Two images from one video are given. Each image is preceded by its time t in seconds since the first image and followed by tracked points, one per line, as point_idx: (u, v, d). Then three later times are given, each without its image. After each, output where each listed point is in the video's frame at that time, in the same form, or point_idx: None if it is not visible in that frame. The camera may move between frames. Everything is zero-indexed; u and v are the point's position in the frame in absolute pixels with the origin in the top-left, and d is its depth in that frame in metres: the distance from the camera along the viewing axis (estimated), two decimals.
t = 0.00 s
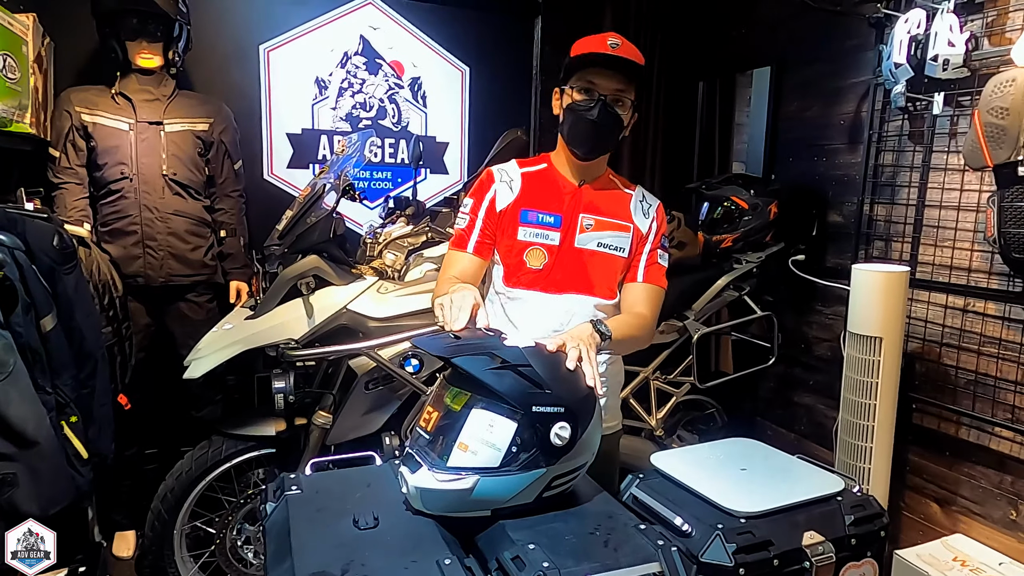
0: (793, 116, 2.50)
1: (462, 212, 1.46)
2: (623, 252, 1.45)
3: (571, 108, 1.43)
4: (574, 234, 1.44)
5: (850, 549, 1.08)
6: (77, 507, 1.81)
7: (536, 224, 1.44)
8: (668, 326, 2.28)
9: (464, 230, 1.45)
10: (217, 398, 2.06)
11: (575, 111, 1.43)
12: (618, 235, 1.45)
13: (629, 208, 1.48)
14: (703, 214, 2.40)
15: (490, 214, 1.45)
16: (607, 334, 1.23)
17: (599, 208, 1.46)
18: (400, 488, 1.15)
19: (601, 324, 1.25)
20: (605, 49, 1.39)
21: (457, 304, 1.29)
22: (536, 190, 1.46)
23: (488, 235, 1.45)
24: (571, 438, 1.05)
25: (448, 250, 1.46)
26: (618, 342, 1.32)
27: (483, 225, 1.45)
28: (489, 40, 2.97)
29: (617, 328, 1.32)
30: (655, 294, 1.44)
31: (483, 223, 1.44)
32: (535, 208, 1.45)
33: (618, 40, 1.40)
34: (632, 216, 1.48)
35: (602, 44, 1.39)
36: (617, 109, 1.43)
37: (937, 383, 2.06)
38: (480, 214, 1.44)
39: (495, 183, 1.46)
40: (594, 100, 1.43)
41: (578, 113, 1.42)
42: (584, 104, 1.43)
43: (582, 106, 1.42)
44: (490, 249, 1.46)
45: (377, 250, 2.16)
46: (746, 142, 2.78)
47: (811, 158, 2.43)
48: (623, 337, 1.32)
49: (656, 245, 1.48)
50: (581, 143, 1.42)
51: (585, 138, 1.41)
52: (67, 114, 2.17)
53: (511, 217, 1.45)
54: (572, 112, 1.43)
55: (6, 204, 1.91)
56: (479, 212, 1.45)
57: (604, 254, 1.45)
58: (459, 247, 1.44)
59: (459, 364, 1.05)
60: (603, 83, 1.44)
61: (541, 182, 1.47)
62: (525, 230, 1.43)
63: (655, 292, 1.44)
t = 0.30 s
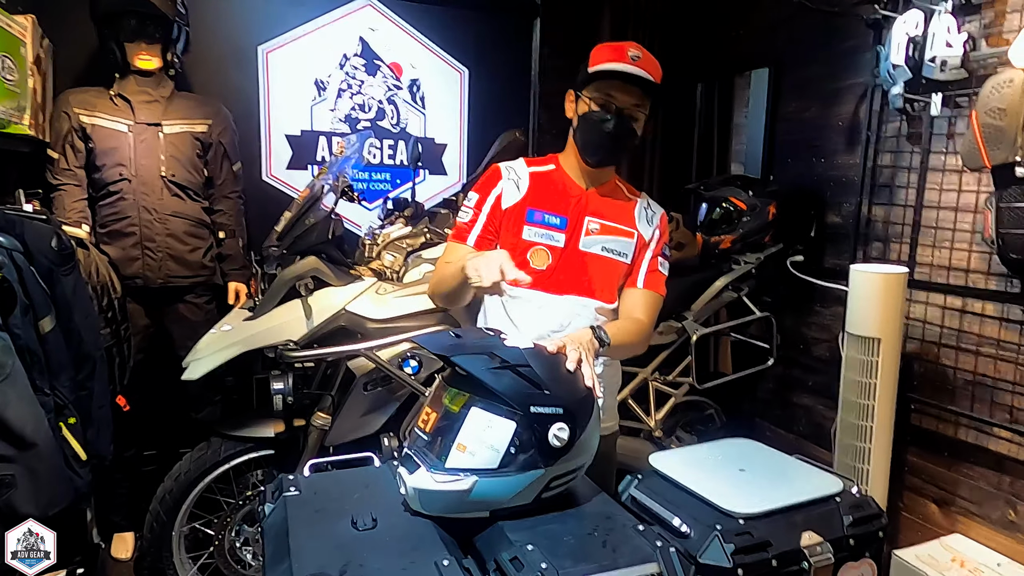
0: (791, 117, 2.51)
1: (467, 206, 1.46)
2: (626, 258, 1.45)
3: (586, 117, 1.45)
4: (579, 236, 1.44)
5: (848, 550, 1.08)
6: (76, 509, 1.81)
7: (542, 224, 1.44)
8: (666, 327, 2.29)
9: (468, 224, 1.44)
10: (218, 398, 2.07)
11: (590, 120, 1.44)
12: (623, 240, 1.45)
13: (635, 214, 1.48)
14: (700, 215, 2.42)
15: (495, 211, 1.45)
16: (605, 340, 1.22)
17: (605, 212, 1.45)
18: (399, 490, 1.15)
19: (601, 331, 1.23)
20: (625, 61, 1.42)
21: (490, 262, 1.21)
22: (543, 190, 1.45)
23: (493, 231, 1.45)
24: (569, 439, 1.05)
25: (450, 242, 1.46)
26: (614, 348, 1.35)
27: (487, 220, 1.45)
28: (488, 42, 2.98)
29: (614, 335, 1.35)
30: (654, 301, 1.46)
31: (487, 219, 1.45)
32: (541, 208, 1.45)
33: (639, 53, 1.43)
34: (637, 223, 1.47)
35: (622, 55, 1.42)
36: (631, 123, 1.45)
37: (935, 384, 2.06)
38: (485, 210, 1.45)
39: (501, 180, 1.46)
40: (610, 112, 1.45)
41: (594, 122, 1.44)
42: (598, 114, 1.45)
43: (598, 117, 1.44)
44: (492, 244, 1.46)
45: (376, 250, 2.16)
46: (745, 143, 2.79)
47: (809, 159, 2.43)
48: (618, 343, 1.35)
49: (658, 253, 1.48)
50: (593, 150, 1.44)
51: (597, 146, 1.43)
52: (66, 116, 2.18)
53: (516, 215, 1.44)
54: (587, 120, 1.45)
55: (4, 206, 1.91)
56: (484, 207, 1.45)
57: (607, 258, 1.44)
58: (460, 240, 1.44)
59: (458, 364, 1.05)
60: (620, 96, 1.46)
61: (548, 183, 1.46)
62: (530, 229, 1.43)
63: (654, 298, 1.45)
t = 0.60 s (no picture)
0: (790, 120, 2.51)
1: (469, 210, 1.46)
2: (624, 264, 1.47)
3: (589, 125, 1.44)
4: (578, 242, 1.45)
5: (845, 552, 1.09)
6: (75, 510, 1.81)
7: (542, 230, 1.44)
8: (666, 330, 2.28)
9: (470, 229, 1.45)
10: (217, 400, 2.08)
11: (593, 128, 1.43)
12: (622, 247, 1.46)
13: (634, 220, 1.49)
14: (699, 219, 2.42)
15: (496, 215, 1.45)
16: (603, 344, 1.23)
17: (605, 218, 1.47)
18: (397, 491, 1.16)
19: (599, 334, 1.24)
20: (632, 70, 1.40)
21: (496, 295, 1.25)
22: (543, 196, 1.46)
23: (493, 236, 1.45)
24: (567, 440, 1.06)
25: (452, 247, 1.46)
26: (612, 352, 1.34)
27: (488, 226, 1.45)
28: (488, 46, 2.99)
29: (612, 338, 1.34)
30: (651, 306, 1.45)
31: (488, 224, 1.45)
32: (542, 214, 1.45)
33: (646, 62, 1.41)
34: (636, 229, 1.48)
35: (629, 63, 1.40)
36: (634, 133, 1.45)
37: (933, 386, 2.06)
38: (486, 214, 1.44)
39: (503, 184, 1.46)
40: (613, 121, 1.44)
41: (597, 130, 1.43)
42: (600, 121, 1.44)
43: (600, 126, 1.43)
44: (492, 250, 1.46)
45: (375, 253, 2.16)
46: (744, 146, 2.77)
47: (808, 163, 2.44)
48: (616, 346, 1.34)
49: (657, 259, 1.49)
50: (594, 160, 1.43)
51: (599, 156, 1.43)
52: (67, 118, 2.19)
53: (517, 220, 1.45)
54: (590, 128, 1.44)
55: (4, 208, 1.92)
56: (485, 212, 1.44)
57: (606, 265, 1.46)
58: (461, 245, 1.45)
59: (456, 366, 1.06)
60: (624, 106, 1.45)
61: (549, 188, 1.47)
62: (530, 234, 1.44)
63: (652, 304, 1.45)
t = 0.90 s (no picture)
0: (790, 119, 2.51)
1: (465, 211, 1.47)
2: (622, 261, 1.46)
3: (579, 118, 1.44)
4: (575, 240, 1.45)
5: (843, 549, 1.09)
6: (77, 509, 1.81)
7: (538, 229, 1.45)
8: (666, 329, 2.28)
9: (466, 230, 1.46)
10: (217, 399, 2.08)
11: (583, 121, 1.44)
12: (620, 244, 1.46)
13: (633, 217, 1.49)
14: (699, 217, 2.41)
15: (491, 215, 1.45)
16: (601, 343, 1.23)
17: (602, 216, 1.47)
18: (396, 488, 1.16)
19: (599, 334, 1.25)
20: (618, 59, 1.40)
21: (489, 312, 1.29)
22: (539, 194, 1.46)
23: (489, 236, 1.46)
24: (566, 438, 1.06)
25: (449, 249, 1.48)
26: (612, 350, 1.34)
27: (484, 226, 1.46)
28: (488, 45, 3.00)
29: (612, 336, 1.34)
30: (651, 304, 1.46)
31: (484, 224, 1.46)
32: (537, 213, 1.46)
33: (631, 50, 1.41)
34: (634, 226, 1.48)
35: (615, 53, 1.40)
36: (625, 122, 1.45)
37: (932, 385, 2.07)
38: (481, 215, 1.46)
39: (498, 184, 1.47)
40: (603, 111, 1.44)
41: (587, 122, 1.43)
42: (590, 113, 1.44)
43: (590, 118, 1.43)
44: (489, 251, 1.47)
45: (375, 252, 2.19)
46: (744, 145, 2.82)
47: (807, 161, 2.44)
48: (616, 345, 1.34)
49: (656, 256, 1.48)
50: (587, 152, 1.44)
51: (590, 148, 1.43)
52: (67, 118, 2.19)
53: (512, 220, 1.46)
54: (579, 121, 1.44)
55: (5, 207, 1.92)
56: (480, 212, 1.46)
57: (604, 262, 1.46)
58: (458, 247, 1.46)
59: (455, 363, 1.06)
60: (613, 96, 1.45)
61: (545, 186, 1.47)
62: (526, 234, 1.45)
63: (652, 301, 1.45)
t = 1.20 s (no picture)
0: (790, 121, 2.52)
1: (458, 215, 1.48)
2: (621, 252, 1.46)
3: (552, 115, 1.44)
4: (571, 234, 1.45)
5: (844, 550, 1.09)
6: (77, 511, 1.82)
7: (532, 226, 1.45)
8: (666, 330, 2.27)
9: (460, 234, 1.47)
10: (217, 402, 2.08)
11: (556, 117, 1.44)
12: (616, 236, 1.45)
13: (628, 208, 1.48)
14: (699, 219, 2.41)
15: (485, 216, 1.46)
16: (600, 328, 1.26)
17: (596, 209, 1.46)
18: (397, 490, 1.16)
19: (596, 320, 1.27)
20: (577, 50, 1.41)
21: (473, 291, 1.30)
22: (531, 192, 1.47)
23: (484, 238, 1.47)
24: (566, 439, 1.06)
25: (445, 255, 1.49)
26: (615, 340, 1.35)
27: (478, 228, 1.47)
28: (488, 47, 3.00)
29: (615, 327, 1.35)
30: (657, 293, 1.45)
31: (478, 227, 1.46)
32: (529, 210, 1.46)
33: (590, 40, 1.42)
34: (630, 216, 1.48)
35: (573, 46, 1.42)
36: (597, 108, 1.43)
37: (932, 386, 2.07)
38: (474, 217, 1.46)
39: (490, 185, 1.48)
40: (572, 103, 1.43)
41: (560, 115, 1.43)
42: (561, 109, 1.44)
43: (563, 113, 1.43)
44: (484, 253, 1.48)
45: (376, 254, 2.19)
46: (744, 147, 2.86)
47: (807, 163, 2.44)
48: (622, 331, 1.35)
49: (655, 243, 1.48)
50: (569, 141, 1.42)
51: (569, 141, 1.42)
52: (68, 120, 2.19)
53: (506, 219, 1.46)
54: (553, 118, 1.45)
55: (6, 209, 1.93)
56: (473, 215, 1.47)
57: (602, 254, 1.45)
58: (454, 252, 1.47)
59: (456, 365, 1.06)
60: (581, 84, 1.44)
61: (536, 184, 1.48)
62: (519, 231, 1.45)
63: (656, 290, 1.45)
